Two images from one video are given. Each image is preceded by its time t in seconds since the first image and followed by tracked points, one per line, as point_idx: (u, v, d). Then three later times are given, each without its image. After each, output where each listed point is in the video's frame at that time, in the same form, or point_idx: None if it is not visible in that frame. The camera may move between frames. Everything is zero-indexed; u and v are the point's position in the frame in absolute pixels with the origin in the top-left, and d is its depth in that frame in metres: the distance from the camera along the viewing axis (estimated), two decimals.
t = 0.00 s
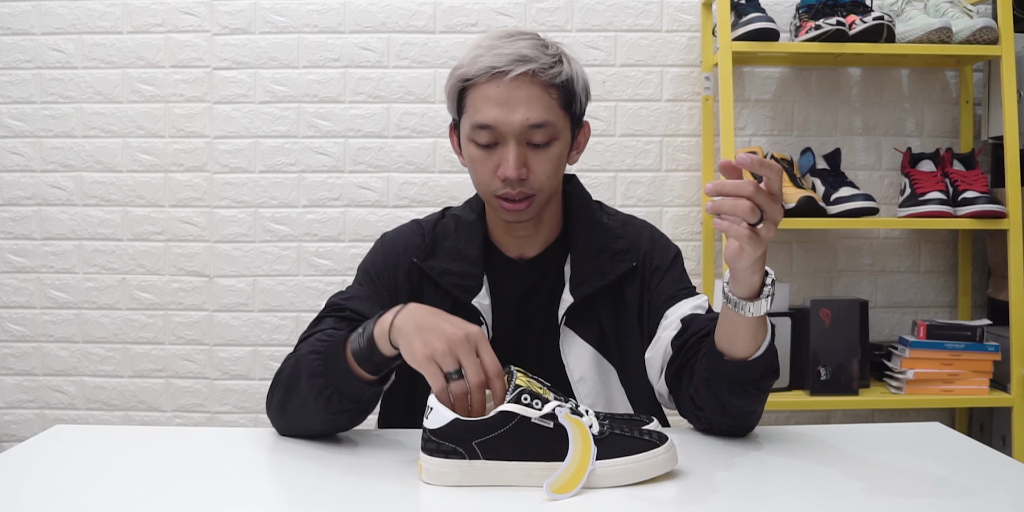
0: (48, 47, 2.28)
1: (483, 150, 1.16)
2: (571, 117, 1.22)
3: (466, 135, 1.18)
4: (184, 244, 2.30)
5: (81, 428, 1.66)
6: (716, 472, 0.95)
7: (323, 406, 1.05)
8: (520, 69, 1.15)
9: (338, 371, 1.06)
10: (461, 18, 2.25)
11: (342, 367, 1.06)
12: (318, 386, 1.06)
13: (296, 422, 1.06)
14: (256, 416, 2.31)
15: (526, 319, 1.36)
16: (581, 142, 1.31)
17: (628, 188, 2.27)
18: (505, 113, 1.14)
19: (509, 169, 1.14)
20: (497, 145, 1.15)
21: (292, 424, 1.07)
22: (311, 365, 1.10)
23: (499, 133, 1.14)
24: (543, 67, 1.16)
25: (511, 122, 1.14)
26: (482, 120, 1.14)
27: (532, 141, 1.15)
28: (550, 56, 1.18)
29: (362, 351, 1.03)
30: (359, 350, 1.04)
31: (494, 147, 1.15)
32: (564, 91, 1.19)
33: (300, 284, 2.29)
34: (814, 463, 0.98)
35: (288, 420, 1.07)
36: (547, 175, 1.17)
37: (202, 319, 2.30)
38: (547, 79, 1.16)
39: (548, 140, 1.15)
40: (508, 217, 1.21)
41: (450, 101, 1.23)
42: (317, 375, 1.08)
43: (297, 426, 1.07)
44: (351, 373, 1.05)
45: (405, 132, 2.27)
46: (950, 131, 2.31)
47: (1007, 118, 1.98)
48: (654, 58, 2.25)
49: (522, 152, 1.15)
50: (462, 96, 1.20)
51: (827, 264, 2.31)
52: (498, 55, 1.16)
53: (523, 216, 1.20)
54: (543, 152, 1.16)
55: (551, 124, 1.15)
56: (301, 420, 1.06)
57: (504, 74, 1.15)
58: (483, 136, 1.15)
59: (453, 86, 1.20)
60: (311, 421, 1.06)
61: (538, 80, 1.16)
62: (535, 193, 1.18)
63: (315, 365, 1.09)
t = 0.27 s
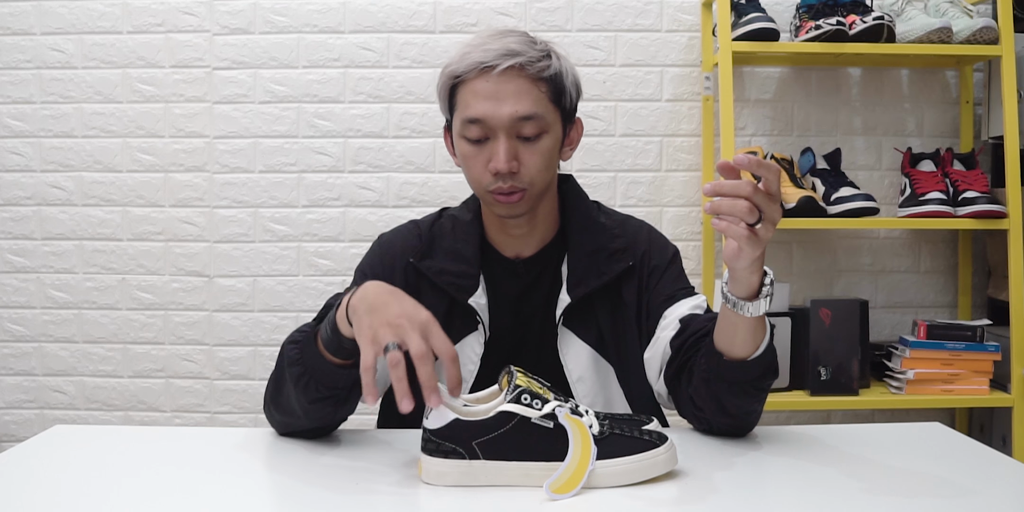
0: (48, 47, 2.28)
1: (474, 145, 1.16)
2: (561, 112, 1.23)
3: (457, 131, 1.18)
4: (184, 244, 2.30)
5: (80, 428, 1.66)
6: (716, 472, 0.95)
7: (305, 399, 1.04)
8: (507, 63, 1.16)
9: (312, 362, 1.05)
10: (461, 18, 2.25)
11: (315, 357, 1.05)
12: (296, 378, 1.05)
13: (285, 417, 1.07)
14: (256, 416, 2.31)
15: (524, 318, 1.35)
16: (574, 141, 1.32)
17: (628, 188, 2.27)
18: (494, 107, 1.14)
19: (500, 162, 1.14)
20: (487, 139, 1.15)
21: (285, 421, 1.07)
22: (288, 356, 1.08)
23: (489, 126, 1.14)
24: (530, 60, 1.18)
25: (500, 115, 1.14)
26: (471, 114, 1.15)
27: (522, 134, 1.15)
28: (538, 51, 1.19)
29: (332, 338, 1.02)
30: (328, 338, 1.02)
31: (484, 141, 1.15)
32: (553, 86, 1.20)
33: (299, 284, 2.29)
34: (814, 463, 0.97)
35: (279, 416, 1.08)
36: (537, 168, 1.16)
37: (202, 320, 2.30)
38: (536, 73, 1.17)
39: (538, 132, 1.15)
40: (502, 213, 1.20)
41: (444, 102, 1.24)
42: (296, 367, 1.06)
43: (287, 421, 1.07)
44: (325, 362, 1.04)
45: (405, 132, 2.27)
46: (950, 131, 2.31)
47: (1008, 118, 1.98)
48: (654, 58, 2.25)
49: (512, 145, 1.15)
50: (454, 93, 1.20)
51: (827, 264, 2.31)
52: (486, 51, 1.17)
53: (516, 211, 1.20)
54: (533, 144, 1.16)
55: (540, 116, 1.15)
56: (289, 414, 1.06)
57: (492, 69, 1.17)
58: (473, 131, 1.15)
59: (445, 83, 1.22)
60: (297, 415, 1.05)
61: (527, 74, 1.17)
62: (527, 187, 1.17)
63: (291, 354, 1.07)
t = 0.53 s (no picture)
0: (48, 47, 2.28)
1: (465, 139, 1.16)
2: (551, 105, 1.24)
3: (449, 128, 1.19)
4: (184, 244, 2.30)
5: (80, 428, 1.66)
6: (715, 471, 0.95)
7: (304, 419, 1.03)
8: (492, 56, 1.19)
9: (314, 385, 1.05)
10: (461, 18, 2.25)
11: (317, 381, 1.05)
12: (296, 397, 1.05)
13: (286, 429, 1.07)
14: (256, 416, 2.31)
15: (523, 319, 1.35)
16: (566, 137, 1.34)
17: (628, 188, 2.27)
18: (482, 98, 1.16)
19: (491, 153, 1.14)
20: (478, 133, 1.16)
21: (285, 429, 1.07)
22: (291, 377, 1.08)
23: (478, 119, 1.15)
24: (516, 52, 1.20)
25: (488, 106, 1.15)
26: (460, 108, 1.15)
27: (512, 123, 1.16)
28: (524, 45, 1.22)
29: (335, 367, 1.03)
30: (331, 366, 1.03)
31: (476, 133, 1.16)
32: (541, 78, 1.22)
33: (299, 284, 2.29)
34: (814, 463, 0.97)
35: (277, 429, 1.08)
36: (530, 157, 1.16)
37: (202, 319, 2.30)
38: (521, 64, 1.19)
39: (527, 122, 1.16)
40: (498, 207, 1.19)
41: (438, 102, 1.27)
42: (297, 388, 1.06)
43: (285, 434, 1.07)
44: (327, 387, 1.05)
45: (405, 132, 2.27)
46: (950, 131, 2.31)
47: (1008, 118, 1.98)
48: (654, 58, 2.25)
49: (503, 135, 1.15)
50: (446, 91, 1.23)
51: (827, 264, 2.31)
52: (472, 47, 1.20)
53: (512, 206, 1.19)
54: (524, 133, 1.16)
55: (529, 105, 1.17)
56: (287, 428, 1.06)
57: (478, 64, 1.19)
58: (464, 125, 1.15)
59: (436, 83, 1.24)
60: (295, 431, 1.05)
61: (512, 66, 1.19)
62: (521, 177, 1.17)
63: (293, 377, 1.08)
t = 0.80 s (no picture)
0: (48, 47, 2.28)
1: (467, 133, 1.19)
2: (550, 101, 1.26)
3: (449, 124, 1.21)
4: (184, 244, 2.30)
5: (81, 428, 1.66)
6: (716, 472, 0.95)
7: (306, 412, 1.04)
8: (492, 51, 1.21)
9: (313, 379, 1.06)
10: (461, 18, 2.25)
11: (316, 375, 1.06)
12: (295, 392, 1.06)
13: (286, 427, 1.07)
14: (256, 416, 2.31)
15: (523, 319, 1.35)
16: (564, 134, 1.35)
17: (628, 188, 2.27)
18: (482, 92, 1.18)
19: (492, 146, 1.16)
20: (479, 126, 1.18)
21: (285, 429, 1.07)
22: (290, 373, 1.09)
23: (479, 112, 1.18)
24: (515, 48, 1.22)
25: (488, 100, 1.18)
26: (461, 102, 1.18)
27: (512, 117, 1.18)
28: (523, 42, 1.24)
29: (334, 359, 1.04)
30: (331, 358, 1.04)
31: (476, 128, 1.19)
32: (541, 74, 1.24)
33: (299, 284, 2.29)
34: (815, 464, 0.97)
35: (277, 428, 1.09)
36: (531, 151, 1.19)
37: (202, 319, 2.30)
38: (521, 59, 1.22)
39: (527, 115, 1.19)
40: (500, 203, 1.21)
41: (436, 100, 1.29)
42: (297, 384, 1.07)
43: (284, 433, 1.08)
44: (326, 380, 1.06)
45: (405, 132, 2.27)
46: (950, 131, 2.31)
47: (1008, 118, 1.98)
48: (654, 58, 2.25)
49: (503, 129, 1.18)
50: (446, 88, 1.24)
51: (828, 264, 2.31)
52: (472, 44, 1.22)
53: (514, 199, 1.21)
54: (523, 127, 1.19)
55: (528, 99, 1.19)
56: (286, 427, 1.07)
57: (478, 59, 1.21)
58: (465, 118, 1.18)
59: (436, 81, 1.26)
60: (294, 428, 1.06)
61: (512, 61, 1.21)
62: (521, 170, 1.19)
63: (292, 373, 1.08)
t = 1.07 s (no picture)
0: (48, 47, 2.28)
1: (476, 131, 1.19)
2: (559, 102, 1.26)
3: (458, 121, 1.21)
4: (184, 244, 2.30)
5: (82, 427, 1.66)
6: (715, 471, 0.95)
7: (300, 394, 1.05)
8: (505, 51, 1.20)
9: (305, 359, 1.06)
10: (461, 18, 2.25)
11: (307, 354, 1.06)
12: (290, 377, 1.06)
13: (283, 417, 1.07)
14: (256, 416, 2.31)
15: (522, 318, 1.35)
16: (569, 139, 1.37)
17: (628, 188, 2.27)
18: (493, 91, 1.18)
19: (503, 145, 1.16)
20: (489, 125, 1.19)
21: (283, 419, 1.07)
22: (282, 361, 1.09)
23: (490, 111, 1.18)
24: (529, 49, 1.21)
25: (500, 99, 1.17)
26: (472, 100, 1.18)
27: (523, 116, 1.18)
28: (535, 41, 1.23)
29: (324, 334, 1.04)
30: (320, 334, 1.04)
31: (486, 126, 1.18)
32: (551, 76, 1.24)
33: (299, 284, 2.29)
34: (813, 463, 0.97)
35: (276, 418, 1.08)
36: (541, 151, 1.19)
37: (202, 319, 2.30)
38: (534, 61, 1.21)
39: (539, 116, 1.19)
40: (506, 199, 1.22)
41: (444, 96, 1.29)
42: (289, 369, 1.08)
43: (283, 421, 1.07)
44: (319, 357, 1.06)
45: (405, 132, 2.27)
46: (951, 131, 2.31)
47: (1008, 118, 1.98)
48: (654, 58, 2.26)
49: (514, 129, 1.18)
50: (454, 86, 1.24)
51: (828, 264, 2.31)
52: (483, 42, 1.21)
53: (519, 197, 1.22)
54: (534, 127, 1.19)
55: (540, 99, 1.19)
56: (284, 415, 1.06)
57: (489, 58, 1.20)
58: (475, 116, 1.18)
59: (445, 77, 1.26)
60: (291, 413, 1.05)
61: (524, 62, 1.21)
62: (531, 169, 1.19)
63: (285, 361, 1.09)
